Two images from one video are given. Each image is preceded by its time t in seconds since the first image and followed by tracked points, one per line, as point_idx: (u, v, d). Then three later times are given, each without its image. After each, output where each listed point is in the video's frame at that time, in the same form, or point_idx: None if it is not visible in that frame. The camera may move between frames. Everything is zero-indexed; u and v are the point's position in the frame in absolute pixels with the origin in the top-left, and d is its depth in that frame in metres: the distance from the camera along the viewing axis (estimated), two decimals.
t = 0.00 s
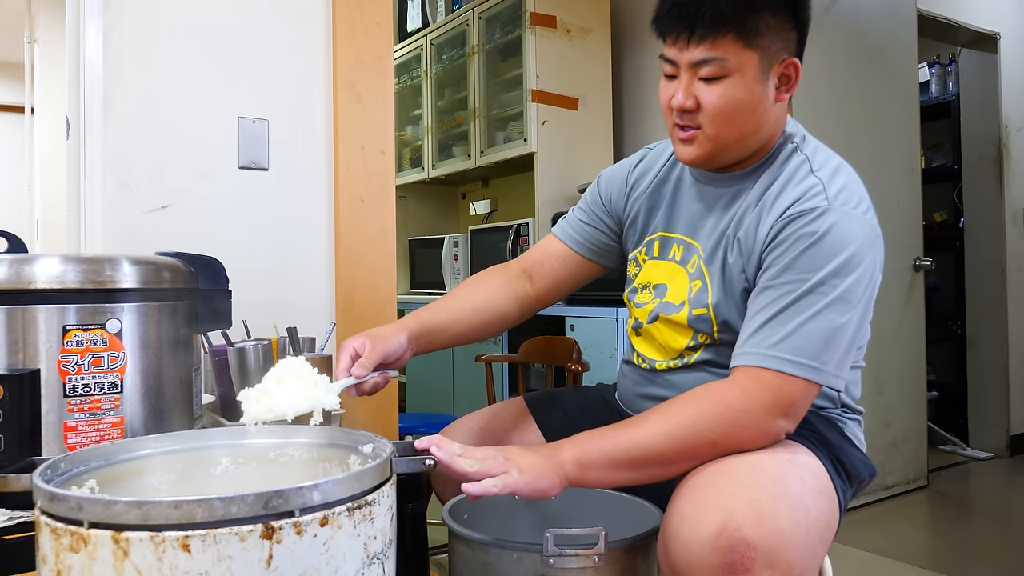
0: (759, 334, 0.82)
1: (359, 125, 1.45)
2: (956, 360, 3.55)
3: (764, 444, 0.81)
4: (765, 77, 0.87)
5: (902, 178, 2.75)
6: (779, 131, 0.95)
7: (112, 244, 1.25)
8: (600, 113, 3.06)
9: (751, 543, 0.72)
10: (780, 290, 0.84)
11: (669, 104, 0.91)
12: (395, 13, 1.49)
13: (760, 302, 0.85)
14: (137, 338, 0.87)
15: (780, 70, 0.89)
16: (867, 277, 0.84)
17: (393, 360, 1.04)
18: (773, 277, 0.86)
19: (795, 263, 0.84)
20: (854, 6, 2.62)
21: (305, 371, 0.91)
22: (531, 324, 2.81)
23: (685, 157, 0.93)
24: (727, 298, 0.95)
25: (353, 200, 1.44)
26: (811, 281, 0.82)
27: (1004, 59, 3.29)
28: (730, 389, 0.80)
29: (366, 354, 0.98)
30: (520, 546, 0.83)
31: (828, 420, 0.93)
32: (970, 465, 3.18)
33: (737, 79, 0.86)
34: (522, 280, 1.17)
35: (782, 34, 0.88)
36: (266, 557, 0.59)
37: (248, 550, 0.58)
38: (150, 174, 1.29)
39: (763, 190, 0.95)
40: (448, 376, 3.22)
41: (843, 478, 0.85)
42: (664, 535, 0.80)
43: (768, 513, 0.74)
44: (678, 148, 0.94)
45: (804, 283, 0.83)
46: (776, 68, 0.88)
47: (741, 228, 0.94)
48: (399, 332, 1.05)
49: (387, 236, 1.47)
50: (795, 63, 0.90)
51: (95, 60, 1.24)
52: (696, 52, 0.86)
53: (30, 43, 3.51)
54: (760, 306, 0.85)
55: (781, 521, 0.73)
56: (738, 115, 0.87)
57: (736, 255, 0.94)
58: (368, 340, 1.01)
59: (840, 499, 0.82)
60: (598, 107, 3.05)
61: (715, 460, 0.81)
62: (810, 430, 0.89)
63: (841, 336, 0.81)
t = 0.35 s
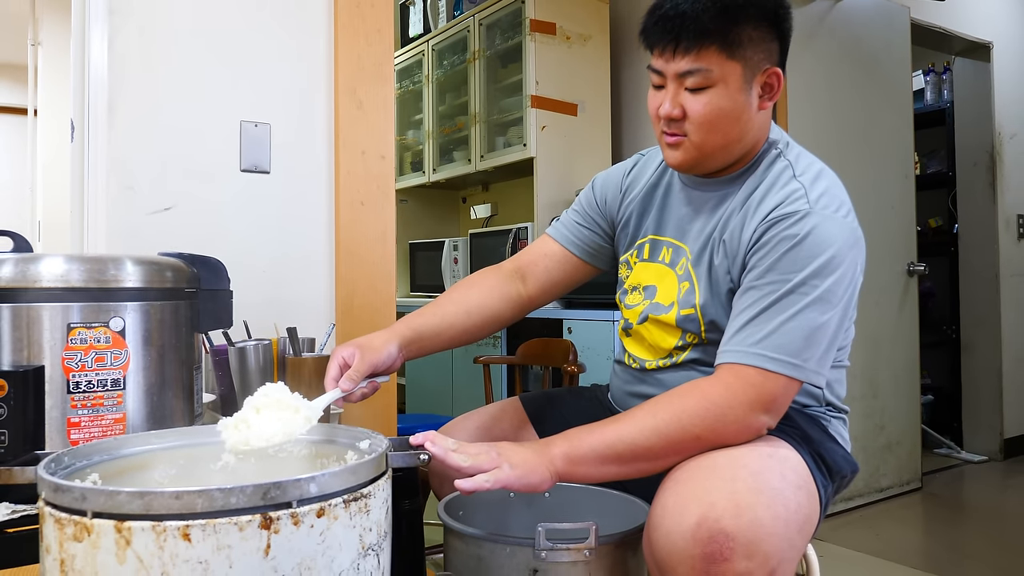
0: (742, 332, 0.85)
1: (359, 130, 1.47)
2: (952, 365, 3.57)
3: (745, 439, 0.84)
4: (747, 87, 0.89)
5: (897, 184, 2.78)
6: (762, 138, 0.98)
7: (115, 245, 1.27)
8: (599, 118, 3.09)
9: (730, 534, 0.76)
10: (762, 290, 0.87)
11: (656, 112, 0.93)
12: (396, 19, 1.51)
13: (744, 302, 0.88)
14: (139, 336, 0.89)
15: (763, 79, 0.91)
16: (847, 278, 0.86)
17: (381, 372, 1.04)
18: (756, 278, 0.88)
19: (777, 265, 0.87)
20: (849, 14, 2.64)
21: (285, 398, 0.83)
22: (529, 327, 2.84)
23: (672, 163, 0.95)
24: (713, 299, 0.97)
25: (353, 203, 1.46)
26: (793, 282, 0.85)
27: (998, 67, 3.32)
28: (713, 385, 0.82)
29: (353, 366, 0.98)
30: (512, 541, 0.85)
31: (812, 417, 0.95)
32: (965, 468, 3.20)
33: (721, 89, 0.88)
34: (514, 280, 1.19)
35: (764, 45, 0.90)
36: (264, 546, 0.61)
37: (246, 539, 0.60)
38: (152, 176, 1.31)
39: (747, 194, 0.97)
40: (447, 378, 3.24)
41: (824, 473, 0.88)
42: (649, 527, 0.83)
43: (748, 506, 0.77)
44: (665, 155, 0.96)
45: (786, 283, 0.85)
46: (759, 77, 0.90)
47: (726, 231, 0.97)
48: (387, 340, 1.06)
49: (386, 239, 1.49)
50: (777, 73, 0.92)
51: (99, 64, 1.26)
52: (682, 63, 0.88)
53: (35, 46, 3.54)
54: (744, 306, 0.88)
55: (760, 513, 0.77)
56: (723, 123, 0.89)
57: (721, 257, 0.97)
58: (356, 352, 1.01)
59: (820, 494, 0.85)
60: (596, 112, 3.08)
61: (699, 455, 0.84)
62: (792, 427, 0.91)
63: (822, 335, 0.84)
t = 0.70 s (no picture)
0: (731, 334, 0.87)
1: (359, 131, 1.49)
2: (946, 369, 3.59)
3: (734, 438, 0.86)
4: (733, 95, 0.92)
5: (892, 189, 2.80)
6: (751, 142, 1.00)
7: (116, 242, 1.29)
8: (597, 122, 3.11)
9: (719, 530, 0.77)
10: (751, 292, 0.89)
11: (645, 121, 0.95)
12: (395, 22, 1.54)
13: (733, 303, 0.90)
14: (139, 332, 0.91)
15: (749, 88, 0.93)
16: (834, 280, 0.89)
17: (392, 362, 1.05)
18: (745, 280, 0.90)
19: (766, 268, 0.89)
20: (846, 21, 2.66)
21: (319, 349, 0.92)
22: (526, 328, 2.85)
23: (661, 171, 0.98)
24: (702, 301, 0.99)
25: (352, 203, 1.48)
26: (781, 284, 0.87)
27: (994, 75, 3.35)
28: (702, 386, 0.84)
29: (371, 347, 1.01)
30: (503, 536, 0.87)
31: (800, 417, 0.97)
32: (957, 472, 3.21)
33: (708, 100, 0.90)
34: (516, 286, 1.21)
35: (749, 54, 0.92)
36: (259, 536, 0.62)
37: (242, 529, 0.61)
38: (153, 175, 1.33)
39: (738, 198, 0.99)
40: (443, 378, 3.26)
41: (811, 472, 0.90)
42: (638, 524, 0.85)
43: (735, 503, 0.79)
44: (654, 163, 0.99)
45: (774, 286, 0.87)
46: (745, 86, 0.92)
47: (717, 234, 0.99)
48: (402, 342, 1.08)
49: (384, 239, 1.51)
50: (762, 81, 0.94)
51: (102, 64, 1.28)
52: (668, 74, 0.90)
53: (37, 44, 3.56)
54: (733, 307, 0.90)
55: (747, 510, 0.79)
56: (710, 132, 0.92)
57: (711, 259, 0.99)
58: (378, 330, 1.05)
59: (807, 492, 0.87)
60: (594, 116, 3.10)
61: (689, 453, 0.86)
62: (780, 427, 0.93)
63: (809, 337, 0.86)
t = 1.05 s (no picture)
0: (724, 335, 0.88)
1: (356, 131, 1.49)
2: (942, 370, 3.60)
3: (726, 439, 0.86)
4: (723, 112, 0.93)
5: (888, 191, 2.81)
6: (744, 148, 1.01)
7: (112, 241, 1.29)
8: (594, 122, 3.12)
9: (709, 531, 0.78)
10: (744, 295, 0.89)
11: (636, 140, 0.97)
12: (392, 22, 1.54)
13: (726, 306, 0.91)
14: (133, 332, 0.91)
15: (738, 101, 0.94)
16: (827, 284, 0.89)
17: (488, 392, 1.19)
18: (738, 283, 0.91)
19: (758, 270, 0.89)
20: (842, 23, 2.67)
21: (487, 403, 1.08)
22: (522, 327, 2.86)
23: (655, 186, 1.01)
24: (695, 302, 1.00)
25: (348, 203, 1.48)
26: (773, 287, 0.88)
27: (989, 77, 3.36)
28: (694, 387, 0.85)
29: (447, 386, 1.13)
30: (495, 536, 0.87)
31: (793, 418, 0.98)
32: (952, 473, 3.22)
33: (698, 121, 0.92)
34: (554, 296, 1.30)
35: (738, 70, 0.92)
36: (250, 535, 0.63)
37: (233, 528, 0.62)
38: (149, 174, 1.33)
39: (731, 201, 1.00)
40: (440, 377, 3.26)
41: (801, 473, 0.91)
42: (630, 525, 0.86)
43: (726, 503, 0.79)
44: (648, 177, 1.01)
45: (766, 288, 0.88)
46: (734, 101, 0.94)
47: (710, 237, 0.99)
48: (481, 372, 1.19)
49: (380, 239, 1.52)
50: (751, 94, 0.95)
51: (99, 63, 1.28)
52: (657, 98, 0.91)
53: (36, 42, 3.56)
54: (726, 310, 0.90)
55: (738, 511, 0.79)
56: (701, 150, 0.95)
57: (704, 262, 0.99)
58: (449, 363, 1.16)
59: (797, 493, 0.88)
60: (591, 116, 3.10)
61: (680, 454, 0.87)
62: (772, 428, 0.94)
63: (800, 340, 0.87)
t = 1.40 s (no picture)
0: (709, 356, 0.88)
1: (344, 152, 1.49)
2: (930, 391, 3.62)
3: (712, 460, 0.86)
4: (708, 141, 0.94)
5: (874, 212, 2.84)
6: (730, 172, 1.02)
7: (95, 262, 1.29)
8: (583, 144, 3.14)
9: (692, 551, 0.78)
10: (729, 316, 0.90)
11: (624, 171, 0.98)
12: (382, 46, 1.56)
13: (712, 327, 0.91)
14: (114, 354, 0.90)
15: (724, 129, 0.95)
16: (812, 306, 0.90)
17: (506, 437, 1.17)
18: (723, 303, 0.91)
19: (744, 291, 0.90)
20: (828, 48, 2.71)
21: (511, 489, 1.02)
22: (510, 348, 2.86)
23: (646, 215, 1.02)
24: (680, 323, 1.00)
25: (335, 224, 1.48)
26: (758, 308, 0.88)
27: (974, 102, 3.42)
28: (679, 408, 0.85)
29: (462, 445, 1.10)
30: (478, 558, 0.86)
31: (777, 438, 0.98)
32: (939, 493, 3.23)
33: (684, 152, 0.93)
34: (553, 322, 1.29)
35: (722, 99, 0.93)
36: (228, 560, 0.62)
37: (211, 552, 0.61)
38: (134, 195, 1.33)
39: (717, 223, 1.01)
40: (427, 397, 3.25)
41: (785, 494, 0.91)
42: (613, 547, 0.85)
43: (710, 524, 0.79)
44: (638, 206, 1.02)
45: (751, 309, 0.88)
46: (719, 129, 0.95)
47: (696, 258, 1.00)
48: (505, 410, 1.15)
49: (366, 260, 1.52)
50: (736, 120, 0.96)
51: (86, 83, 1.28)
52: (643, 132, 0.92)
53: (27, 60, 3.57)
54: (712, 330, 0.91)
55: (721, 532, 0.79)
56: (688, 179, 0.96)
57: (690, 282, 1.00)
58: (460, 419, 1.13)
59: (781, 514, 0.88)
60: (580, 138, 3.13)
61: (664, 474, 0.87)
62: (758, 450, 0.94)
63: (785, 361, 0.87)
